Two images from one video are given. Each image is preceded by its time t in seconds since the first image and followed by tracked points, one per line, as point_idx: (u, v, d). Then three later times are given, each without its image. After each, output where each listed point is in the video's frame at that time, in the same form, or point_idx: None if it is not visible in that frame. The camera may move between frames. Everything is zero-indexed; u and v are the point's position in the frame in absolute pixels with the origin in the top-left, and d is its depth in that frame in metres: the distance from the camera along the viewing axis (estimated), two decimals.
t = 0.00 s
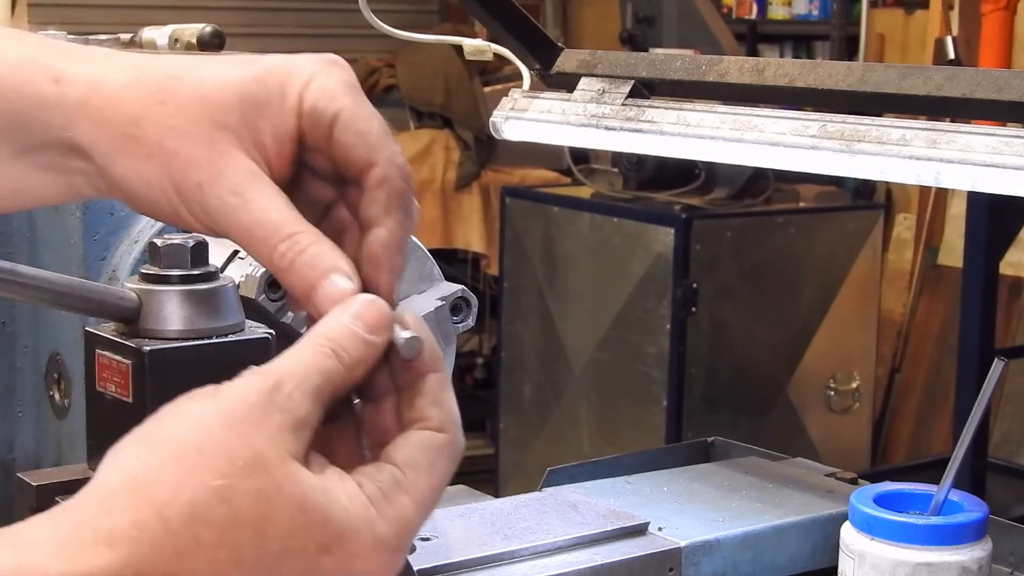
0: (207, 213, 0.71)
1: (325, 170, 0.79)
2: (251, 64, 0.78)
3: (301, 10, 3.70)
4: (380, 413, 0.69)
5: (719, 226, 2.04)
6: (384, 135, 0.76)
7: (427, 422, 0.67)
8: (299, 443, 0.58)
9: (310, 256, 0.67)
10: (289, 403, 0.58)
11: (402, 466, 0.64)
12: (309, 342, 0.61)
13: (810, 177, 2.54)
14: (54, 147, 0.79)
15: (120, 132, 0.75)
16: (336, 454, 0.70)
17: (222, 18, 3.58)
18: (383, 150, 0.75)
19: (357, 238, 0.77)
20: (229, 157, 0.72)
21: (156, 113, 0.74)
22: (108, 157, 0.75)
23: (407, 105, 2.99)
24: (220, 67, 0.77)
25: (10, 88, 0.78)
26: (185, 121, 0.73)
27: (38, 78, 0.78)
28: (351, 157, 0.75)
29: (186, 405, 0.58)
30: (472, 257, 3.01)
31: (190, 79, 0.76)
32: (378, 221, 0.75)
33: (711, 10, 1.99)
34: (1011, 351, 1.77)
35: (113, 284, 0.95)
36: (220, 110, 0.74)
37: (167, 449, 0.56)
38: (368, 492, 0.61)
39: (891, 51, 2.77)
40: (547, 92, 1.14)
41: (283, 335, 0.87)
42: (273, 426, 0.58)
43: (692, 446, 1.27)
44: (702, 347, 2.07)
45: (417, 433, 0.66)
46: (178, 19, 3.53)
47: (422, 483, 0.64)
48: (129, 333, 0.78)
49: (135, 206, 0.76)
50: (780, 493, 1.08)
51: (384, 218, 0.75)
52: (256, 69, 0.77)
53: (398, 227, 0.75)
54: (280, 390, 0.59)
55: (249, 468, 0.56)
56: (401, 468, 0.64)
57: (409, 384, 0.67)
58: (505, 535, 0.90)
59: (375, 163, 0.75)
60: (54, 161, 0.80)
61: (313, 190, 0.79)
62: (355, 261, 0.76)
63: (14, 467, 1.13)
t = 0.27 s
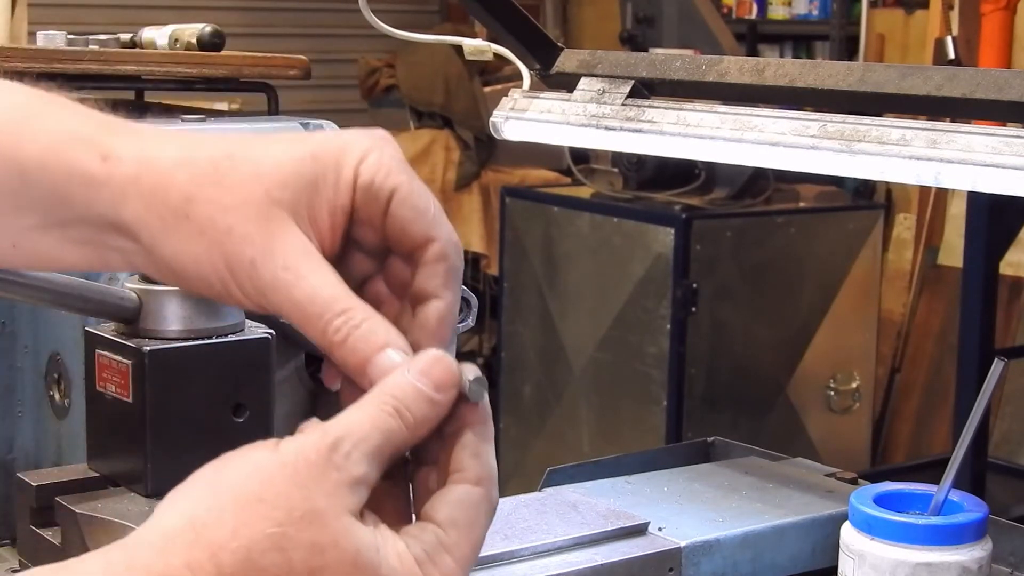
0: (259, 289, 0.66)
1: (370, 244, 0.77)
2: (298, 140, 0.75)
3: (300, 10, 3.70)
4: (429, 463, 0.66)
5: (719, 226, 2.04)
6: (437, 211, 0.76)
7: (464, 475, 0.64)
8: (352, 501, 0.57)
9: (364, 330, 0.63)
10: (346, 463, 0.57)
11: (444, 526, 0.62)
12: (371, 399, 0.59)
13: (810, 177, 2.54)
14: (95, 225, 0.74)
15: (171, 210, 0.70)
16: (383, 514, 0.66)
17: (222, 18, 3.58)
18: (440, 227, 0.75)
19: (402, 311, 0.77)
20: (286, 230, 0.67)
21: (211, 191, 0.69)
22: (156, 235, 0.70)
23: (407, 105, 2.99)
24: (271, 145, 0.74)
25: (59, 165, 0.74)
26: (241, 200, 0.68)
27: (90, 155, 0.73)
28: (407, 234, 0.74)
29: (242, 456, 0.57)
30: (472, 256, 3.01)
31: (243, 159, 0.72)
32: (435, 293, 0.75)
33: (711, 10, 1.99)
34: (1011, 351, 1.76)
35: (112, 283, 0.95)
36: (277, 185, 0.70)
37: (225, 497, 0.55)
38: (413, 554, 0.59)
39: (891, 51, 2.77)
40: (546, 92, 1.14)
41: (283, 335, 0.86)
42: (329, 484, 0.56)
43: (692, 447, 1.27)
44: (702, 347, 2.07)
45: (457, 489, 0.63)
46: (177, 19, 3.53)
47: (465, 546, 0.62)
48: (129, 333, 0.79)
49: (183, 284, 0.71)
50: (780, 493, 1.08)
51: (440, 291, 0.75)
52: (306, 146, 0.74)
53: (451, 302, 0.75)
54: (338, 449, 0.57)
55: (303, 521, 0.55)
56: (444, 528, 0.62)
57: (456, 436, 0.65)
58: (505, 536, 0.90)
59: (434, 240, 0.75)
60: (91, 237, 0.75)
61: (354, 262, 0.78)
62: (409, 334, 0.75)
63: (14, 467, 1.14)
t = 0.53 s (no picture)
0: (266, 314, 0.68)
1: (376, 269, 0.81)
2: (301, 168, 0.77)
3: (300, 10, 3.70)
4: (439, 478, 0.72)
5: (719, 226, 2.03)
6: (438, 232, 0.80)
7: (473, 489, 0.70)
8: (369, 523, 0.63)
9: (377, 342, 0.67)
10: (364, 487, 0.62)
11: (453, 543, 0.68)
12: (386, 422, 0.65)
13: (810, 177, 2.54)
14: (105, 257, 0.77)
15: (179, 243, 0.72)
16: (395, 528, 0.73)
17: (222, 19, 3.57)
18: (442, 247, 0.79)
19: (411, 330, 0.81)
20: (291, 255, 0.70)
21: (218, 222, 0.72)
22: (167, 267, 0.73)
23: (407, 105, 2.98)
24: (274, 175, 0.76)
25: (74, 198, 0.78)
26: (246, 229, 0.71)
27: (103, 192, 0.77)
28: (410, 255, 0.79)
29: (267, 478, 0.63)
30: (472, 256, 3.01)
31: (249, 189, 0.74)
32: (443, 311, 0.78)
33: (711, 10, 1.98)
34: (1012, 351, 1.76)
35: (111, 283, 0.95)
36: (281, 214, 0.72)
37: (248, 523, 0.61)
38: (424, 570, 0.66)
39: (891, 51, 2.77)
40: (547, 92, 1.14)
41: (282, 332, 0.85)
42: (347, 509, 0.62)
43: (691, 447, 1.27)
44: (703, 347, 2.07)
45: (465, 504, 0.69)
46: (177, 19, 3.52)
47: (472, 561, 0.69)
48: (132, 333, 0.85)
49: (193, 315, 0.73)
50: (780, 493, 1.08)
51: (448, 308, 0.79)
52: (310, 173, 0.77)
53: (459, 319, 0.79)
54: (357, 473, 0.62)
55: (321, 547, 0.61)
56: (453, 545, 0.68)
57: (465, 449, 0.70)
58: (505, 537, 0.90)
59: (437, 260, 0.79)
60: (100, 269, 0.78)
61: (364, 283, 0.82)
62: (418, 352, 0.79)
63: (14, 467, 1.14)
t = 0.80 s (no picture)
0: (250, 317, 0.69)
1: (368, 250, 0.81)
2: (276, 163, 0.77)
3: (300, 10, 3.70)
4: (463, 477, 0.74)
5: (719, 226, 2.03)
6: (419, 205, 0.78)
7: (498, 490, 0.72)
8: (390, 532, 0.63)
9: (358, 344, 0.67)
10: (386, 497, 0.63)
11: (474, 543, 0.69)
12: (409, 424, 0.65)
13: (810, 177, 2.54)
14: (98, 263, 0.78)
15: (163, 249, 0.73)
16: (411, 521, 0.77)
17: (222, 19, 3.57)
18: (423, 222, 0.78)
19: (414, 307, 0.82)
20: (270, 258, 0.70)
21: (195, 228, 0.72)
22: (154, 274, 0.74)
23: (407, 105, 2.98)
24: (249, 172, 0.75)
25: (68, 204, 0.79)
26: (224, 234, 0.71)
27: (92, 198, 0.77)
28: (394, 235, 0.77)
29: (290, 485, 0.64)
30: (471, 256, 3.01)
31: (225, 188, 0.74)
32: (435, 288, 0.78)
33: (711, 10, 1.98)
34: (1012, 351, 1.76)
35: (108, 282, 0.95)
36: (255, 216, 0.72)
37: (270, 539, 0.61)
38: (446, 571, 0.67)
39: (891, 51, 2.77)
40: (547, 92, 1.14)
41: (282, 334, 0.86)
42: (369, 520, 0.62)
43: (691, 447, 1.27)
44: (702, 347, 2.07)
45: (489, 506, 0.71)
46: (177, 19, 3.52)
47: (492, 563, 0.70)
48: (131, 333, 0.85)
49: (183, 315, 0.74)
50: (780, 493, 1.08)
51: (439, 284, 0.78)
52: (285, 168, 0.76)
53: (452, 294, 0.78)
54: (380, 484, 0.62)
55: (346, 563, 0.61)
56: (474, 546, 0.69)
57: (493, 453, 0.73)
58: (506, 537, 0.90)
59: (420, 237, 0.77)
60: (95, 272, 0.79)
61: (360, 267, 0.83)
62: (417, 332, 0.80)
63: (14, 467, 1.14)
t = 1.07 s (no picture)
0: (255, 309, 0.70)
1: (390, 256, 0.78)
2: (299, 167, 0.77)
3: (300, 10, 3.70)
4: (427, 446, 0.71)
5: (719, 226, 2.03)
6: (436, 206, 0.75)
7: (468, 460, 0.71)
8: (378, 516, 0.63)
9: (341, 343, 0.66)
10: (373, 481, 0.63)
11: (453, 517, 0.69)
12: (386, 407, 0.65)
13: (810, 177, 2.54)
14: (114, 249, 0.80)
15: (176, 236, 0.75)
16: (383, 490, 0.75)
17: (222, 19, 3.57)
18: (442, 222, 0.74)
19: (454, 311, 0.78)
20: (277, 251, 0.71)
21: (210, 219, 0.74)
22: (166, 260, 0.76)
23: (407, 105, 2.98)
24: (271, 171, 0.76)
25: (86, 185, 0.80)
26: (236, 226, 0.73)
27: (112, 180, 0.79)
28: (416, 239, 0.74)
29: (277, 477, 0.63)
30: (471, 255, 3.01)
31: (243, 182, 0.76)
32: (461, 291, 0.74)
33: (711, 10, 1.98)
34: (1012, 352, 1.76)
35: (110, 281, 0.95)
36: (268, 212, 0.73)
37: (264, 535, 0.61)
38: (432, 550, 0.67)
39: (891, 51, 2.77)
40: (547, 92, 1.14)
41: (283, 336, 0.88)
42: (359, 506, 0.62)
43: (691, 447, 1.27)
44: (702, 347, 2.06)
45: (460, 476, 0.70)
46: (177, 19, 3.52)
47: (471, 532, 0.70)
48: (131, 333, 0.86)
49: (191, 306, 0.76)
50: (780, 493, 1.08)
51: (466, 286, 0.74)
52: (305, 170, 0.76)
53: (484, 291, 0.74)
54: (366, 469, 0.63)
55: (341, 550, 0.61)
56: (453, 519, 0.69)
57: (459, 422, 0.71)
58: (504, 537, 0.90)
59: (441, 237, 0.74)
60: (109, 258, 0.81)
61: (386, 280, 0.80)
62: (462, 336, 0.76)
63: (14, 467, 1.14)
